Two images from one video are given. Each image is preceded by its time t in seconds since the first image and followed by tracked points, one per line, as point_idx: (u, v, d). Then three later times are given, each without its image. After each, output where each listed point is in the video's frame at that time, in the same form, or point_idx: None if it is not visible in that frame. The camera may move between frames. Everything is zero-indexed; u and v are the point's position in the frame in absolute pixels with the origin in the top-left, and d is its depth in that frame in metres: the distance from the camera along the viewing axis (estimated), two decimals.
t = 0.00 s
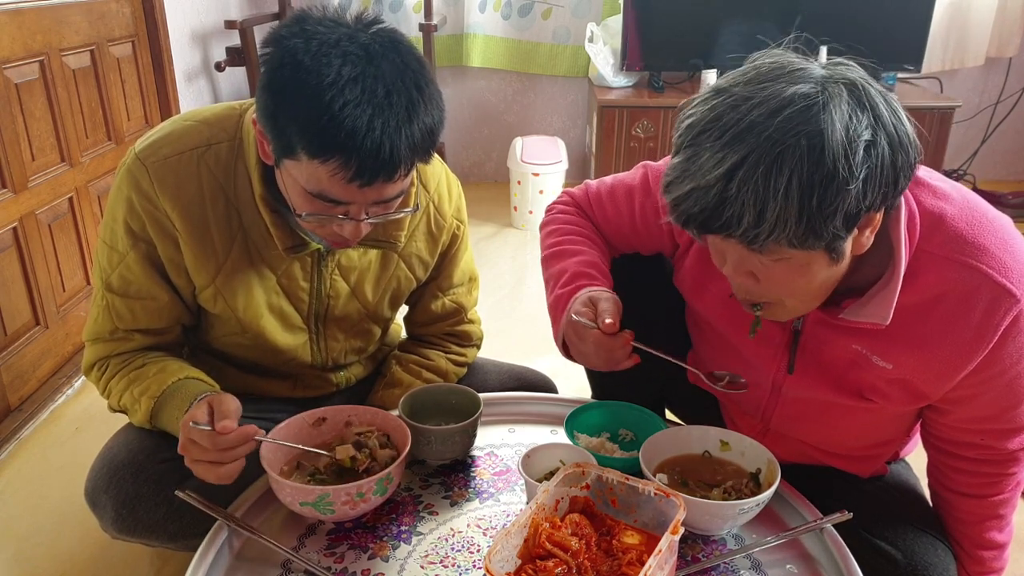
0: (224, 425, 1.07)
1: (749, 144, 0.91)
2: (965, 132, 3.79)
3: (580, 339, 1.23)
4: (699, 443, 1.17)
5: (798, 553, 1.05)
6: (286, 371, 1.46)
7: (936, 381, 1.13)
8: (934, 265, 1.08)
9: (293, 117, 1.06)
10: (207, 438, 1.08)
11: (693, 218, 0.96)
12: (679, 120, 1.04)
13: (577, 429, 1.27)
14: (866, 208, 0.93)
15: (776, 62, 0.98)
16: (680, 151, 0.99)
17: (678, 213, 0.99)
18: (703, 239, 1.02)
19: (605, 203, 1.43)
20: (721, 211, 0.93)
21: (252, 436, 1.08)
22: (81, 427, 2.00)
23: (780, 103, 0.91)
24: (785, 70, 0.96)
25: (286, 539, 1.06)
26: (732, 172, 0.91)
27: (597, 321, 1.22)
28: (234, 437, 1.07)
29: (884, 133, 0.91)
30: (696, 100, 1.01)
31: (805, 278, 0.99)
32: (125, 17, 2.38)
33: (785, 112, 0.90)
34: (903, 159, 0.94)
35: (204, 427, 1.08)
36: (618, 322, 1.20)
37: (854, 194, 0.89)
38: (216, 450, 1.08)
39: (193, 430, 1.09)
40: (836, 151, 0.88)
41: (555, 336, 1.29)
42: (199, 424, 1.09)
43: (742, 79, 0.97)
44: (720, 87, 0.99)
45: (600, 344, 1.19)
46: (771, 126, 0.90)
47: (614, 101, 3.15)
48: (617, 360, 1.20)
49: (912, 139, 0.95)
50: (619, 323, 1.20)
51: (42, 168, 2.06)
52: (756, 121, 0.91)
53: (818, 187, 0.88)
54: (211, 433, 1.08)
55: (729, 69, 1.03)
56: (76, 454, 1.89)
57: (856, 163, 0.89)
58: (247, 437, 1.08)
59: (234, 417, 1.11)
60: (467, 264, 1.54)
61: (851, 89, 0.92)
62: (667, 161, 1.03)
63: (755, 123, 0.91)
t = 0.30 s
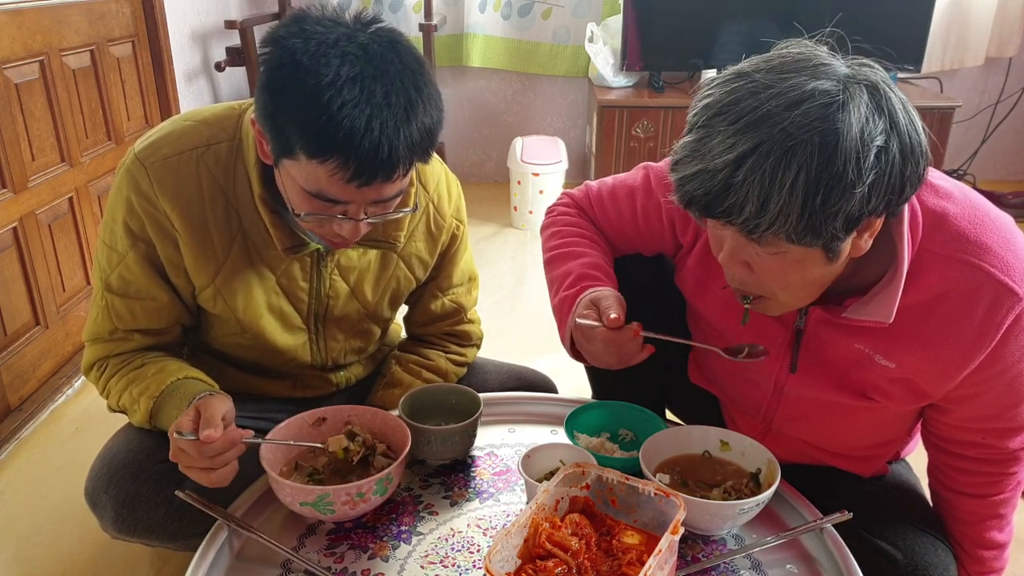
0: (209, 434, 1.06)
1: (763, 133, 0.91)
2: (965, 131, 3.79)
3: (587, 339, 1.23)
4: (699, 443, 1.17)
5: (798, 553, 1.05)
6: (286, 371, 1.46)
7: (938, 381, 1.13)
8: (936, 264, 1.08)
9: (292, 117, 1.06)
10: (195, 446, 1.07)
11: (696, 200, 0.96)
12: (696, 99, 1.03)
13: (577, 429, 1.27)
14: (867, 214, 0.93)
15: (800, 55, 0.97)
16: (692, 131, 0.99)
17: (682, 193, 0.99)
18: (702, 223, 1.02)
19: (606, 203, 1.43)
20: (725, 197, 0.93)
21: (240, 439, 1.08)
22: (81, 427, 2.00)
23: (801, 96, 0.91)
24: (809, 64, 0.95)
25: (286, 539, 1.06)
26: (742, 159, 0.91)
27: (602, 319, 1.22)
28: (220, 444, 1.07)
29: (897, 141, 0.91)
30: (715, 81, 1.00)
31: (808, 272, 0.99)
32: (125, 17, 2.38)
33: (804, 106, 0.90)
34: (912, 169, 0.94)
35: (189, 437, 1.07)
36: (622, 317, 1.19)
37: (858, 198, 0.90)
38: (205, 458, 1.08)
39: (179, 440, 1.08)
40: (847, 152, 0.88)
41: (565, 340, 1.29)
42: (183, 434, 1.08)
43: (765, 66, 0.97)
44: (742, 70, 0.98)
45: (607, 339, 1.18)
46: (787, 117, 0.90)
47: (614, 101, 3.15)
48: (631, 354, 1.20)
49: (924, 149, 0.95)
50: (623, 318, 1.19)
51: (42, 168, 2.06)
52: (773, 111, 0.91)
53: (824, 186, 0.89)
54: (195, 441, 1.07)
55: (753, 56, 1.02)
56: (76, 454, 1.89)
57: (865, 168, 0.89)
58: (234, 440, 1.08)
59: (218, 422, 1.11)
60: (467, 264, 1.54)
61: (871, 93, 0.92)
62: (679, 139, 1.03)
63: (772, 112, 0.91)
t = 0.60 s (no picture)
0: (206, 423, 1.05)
1: (762, 132, 0.91)
2: (965, 132, 3.79)
3: (581, 314, 1.23)
4: (698, 443, 1.17)
5: (798, 553, 1.05)
6: (286, 371, 1.46)
7: (938, 378, 1.13)
8: (936, 261, 1.08)
9: (293, 117, 1.06)
10: (193, 435, 1.07)
11: (699, 203, 0.96)
12: (692, 103, 1.03)
13: (577, 429, 1.27)
14: (871, 206, 0.93)
15: (793, 53, 0.98)
16: (692, 134, 0.99)
17: (684, 196, 0.98)
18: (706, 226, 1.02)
19: (608, 199, 1.44)
20: (729, 197, 0.93)
21: (237, 434, 1.07)
22: (81, 427, 2.00)
23: (798, 93, 0.91)
24: (802, 61, 0.95)
25: (286, 539, 1.06)
26: (743, 159, 0.91)
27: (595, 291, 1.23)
28: (218, 435, 1.07)
29: (896, 132, 0.91)
30: (710, 84, 1.01)
31: (809, 269, 0.99)
32: (125, 17, 2.38)
33: (801, 103, 0.90)
34: (913, 159, 0.94)
35: (188, 424, 1.07)
36: (616, 289, 1.21)
37: (862, 190, 0.90)
38: (201, 448, 1.07)
39: (178, 427, 1.08)
40: (848, 146, 0.88)
41: (559, 319, 1.29)
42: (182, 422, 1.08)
43: (759, 66, 0.97)
44: (736, 72, 0.98)
45: (600, 310, 1.20)
46: (786, 114, 0.90)
47: (614, 101, 3.15)
48: (626, 329, 1.21)
49: (924, 140, 0.95)
50: (617, 289, 1.21)
51: (42, 168, 2.06)
52: (771, 110, 0.91)
53: (827, 180, 0.88)
54: (194, 430, 1.07)
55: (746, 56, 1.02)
56: (76, 454, 1.89)
57: (867, 160, 0.89)
58: (232, 435, 1.08)
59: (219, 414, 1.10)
60: (467, 263, 1.54)
61: (867, 87, 0.92)
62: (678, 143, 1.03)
63: (770, 111, 0.91)
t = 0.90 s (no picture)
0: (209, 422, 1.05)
1: (753, 134, 0.91)
2: (965, 132, 3.79)
3: (577, 301, 1.23)
4: (698, 443, 1.17)
5: (798, 553, 1.05)
6: (286, 371, 1.46)
7: (938, 375, 1.13)
8: (937, 257, 1.08)
9: (293, 119, 1.06)
10: (196, 433, 1.07)
11: (698, 210, 0.96)
12: (683, 111, 1.03)
13: (577, 429, 1.28)
14: (869, 198, 0.93)
15: (779, 54, 0.98)
16: (685, 142, 0.99)
17: (682, 204, 0.98)
18: (708, 231, 1.02)
19: (608, 195, 1.44)
20: (726, 202, 0.93)
21: (240, 432, 1.08)
22: (81, 427, 2.00)
23: (784, 93, 0.91)
24: (788, 61, 0.95)
25: (286, 539, 1.06)
26: (737, 163, 0.91)
27: (591, 279, 1.23)
28: (220, 434, 1.07)
29: (887, 123, 0.91)
30: (700, 91, 1.01)
31: (809, 266, 0.99)
32: (125, 17, 2.38)
33: (789, 102, 0.90)
34: (907, 149, 0.94)
35: (191, 422, 1.06)
36: (613, 277, 1.21)
37: (858, 183, 0.90)
38: (203, 447, 1.07)
39: (180, 425, 1.08)
40: (840, 140, 0.88)
41: (556, 308, 1.29)
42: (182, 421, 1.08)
43: (746, 70, 0.97)
44: (723, 78, 0.98)
45: (596, 298, 1.20)
46: (774, 115, 0.90)
47: (614, 101, 3.15)
48: (622, 318, 1.21)
49: (916, 129, 0.95)
50: (614, 278, 1.21)
51: (42, 168, 2.06)
52: (760, 111, 0.91)
53: (822, 177, 0.88)
54: (197, 428, 1.07)
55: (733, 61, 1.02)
56: (76, 454, 1.89)
57: (860, 153, 0.89)
58: (234, 432, 1.08)
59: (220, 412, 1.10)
60: (467, 263, 1.54)
61: (854, 81, 0.92)
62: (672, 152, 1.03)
63: (759, 113, 0.91)
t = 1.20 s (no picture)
0: (195, 437, 1.04)
1: (753, 135, 0.91)
2: (965, 132, 3.79)
3: (580, 296, 1.23)
4: (698, 443, 1.17)
5: (798, 553, 1.05)
6: (286, 371, 1.46)
7: (939, 373, 1.13)
8: (938, 254, 1.08)
9: (292, 119, 1.06)
10: (184, 447, 1.06)
11: (699, 210, 0.96)
12: (684, 111, 1.03)
13: (577, 429, 1.27)
14: (869, 197, 0.93)
15: (779, 53, 0.98)
16: (685, 143, 0.99)
17: (683, 205, 0.98)
18: (709, 231, 1.02)
19: (609, 193, 1.44)
20: (727, 203, 0.93)
21: (228, 439, 1.08)
22: (81, 427, 1.99)
23: (784, 93, 0.91)
24: (787, 61, 0.95)
25: (286, 540, 1.06)
26: (738, 164, 0.91)
27: (595, 274, 1.23)
28: (208, 445, 1.07)
29: (887, 122, 0.91)
30: (700, 92, 1.01)
31: (810, 260, 0.99)
32: (125, 17, 2.38)
33: (789, 103, 0.90)
34: (907, 147, 0.94)
35: (176, 439, 1.06)
36: (615, 272, 1.21)
37: (858, 183, 0.89)
38: (193, 460, 1.07)
39: (166, 441, 1.07)
40: (839, 140, 0.88)
41: (560, 304, 1.29)
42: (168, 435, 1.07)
43: (745, 70, 0.97)
44: (723, 78, 0.98)
45: (598, 293, 1.20)
46: (774, 116, 0.90)
47: (614, 101, 3.15)
48: (624, 313, 1.21)
49: (916, 128, 0.95)
50: (616, 273, 1.21)
51: (42, 168, 2.06)
52: (760, 112, 0.91)
53: (822, 177, 0.88)
54: (184, 443, 1.06)
55: (733, 61, 1.02)
56: (76, 454, 1.89)
57: (860, 153, 0.89)
58: (223, 440, 1.08)
59: (205, 423, 1.09)
60: (467, 263, 1.54)
61: (853, 80, 0.92)
62: (673, 153, 1.03)
63: (759, 114, 0.91)
